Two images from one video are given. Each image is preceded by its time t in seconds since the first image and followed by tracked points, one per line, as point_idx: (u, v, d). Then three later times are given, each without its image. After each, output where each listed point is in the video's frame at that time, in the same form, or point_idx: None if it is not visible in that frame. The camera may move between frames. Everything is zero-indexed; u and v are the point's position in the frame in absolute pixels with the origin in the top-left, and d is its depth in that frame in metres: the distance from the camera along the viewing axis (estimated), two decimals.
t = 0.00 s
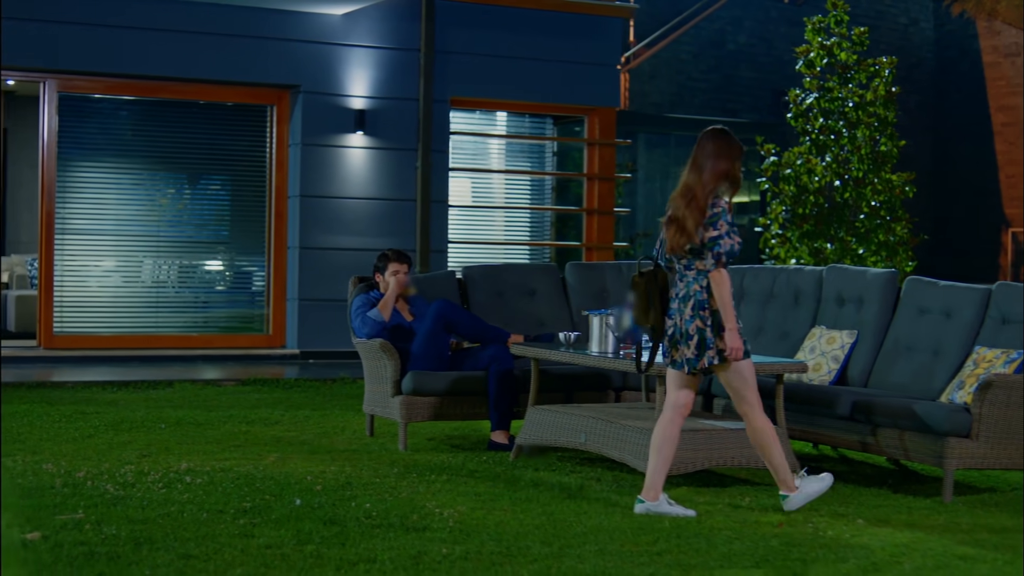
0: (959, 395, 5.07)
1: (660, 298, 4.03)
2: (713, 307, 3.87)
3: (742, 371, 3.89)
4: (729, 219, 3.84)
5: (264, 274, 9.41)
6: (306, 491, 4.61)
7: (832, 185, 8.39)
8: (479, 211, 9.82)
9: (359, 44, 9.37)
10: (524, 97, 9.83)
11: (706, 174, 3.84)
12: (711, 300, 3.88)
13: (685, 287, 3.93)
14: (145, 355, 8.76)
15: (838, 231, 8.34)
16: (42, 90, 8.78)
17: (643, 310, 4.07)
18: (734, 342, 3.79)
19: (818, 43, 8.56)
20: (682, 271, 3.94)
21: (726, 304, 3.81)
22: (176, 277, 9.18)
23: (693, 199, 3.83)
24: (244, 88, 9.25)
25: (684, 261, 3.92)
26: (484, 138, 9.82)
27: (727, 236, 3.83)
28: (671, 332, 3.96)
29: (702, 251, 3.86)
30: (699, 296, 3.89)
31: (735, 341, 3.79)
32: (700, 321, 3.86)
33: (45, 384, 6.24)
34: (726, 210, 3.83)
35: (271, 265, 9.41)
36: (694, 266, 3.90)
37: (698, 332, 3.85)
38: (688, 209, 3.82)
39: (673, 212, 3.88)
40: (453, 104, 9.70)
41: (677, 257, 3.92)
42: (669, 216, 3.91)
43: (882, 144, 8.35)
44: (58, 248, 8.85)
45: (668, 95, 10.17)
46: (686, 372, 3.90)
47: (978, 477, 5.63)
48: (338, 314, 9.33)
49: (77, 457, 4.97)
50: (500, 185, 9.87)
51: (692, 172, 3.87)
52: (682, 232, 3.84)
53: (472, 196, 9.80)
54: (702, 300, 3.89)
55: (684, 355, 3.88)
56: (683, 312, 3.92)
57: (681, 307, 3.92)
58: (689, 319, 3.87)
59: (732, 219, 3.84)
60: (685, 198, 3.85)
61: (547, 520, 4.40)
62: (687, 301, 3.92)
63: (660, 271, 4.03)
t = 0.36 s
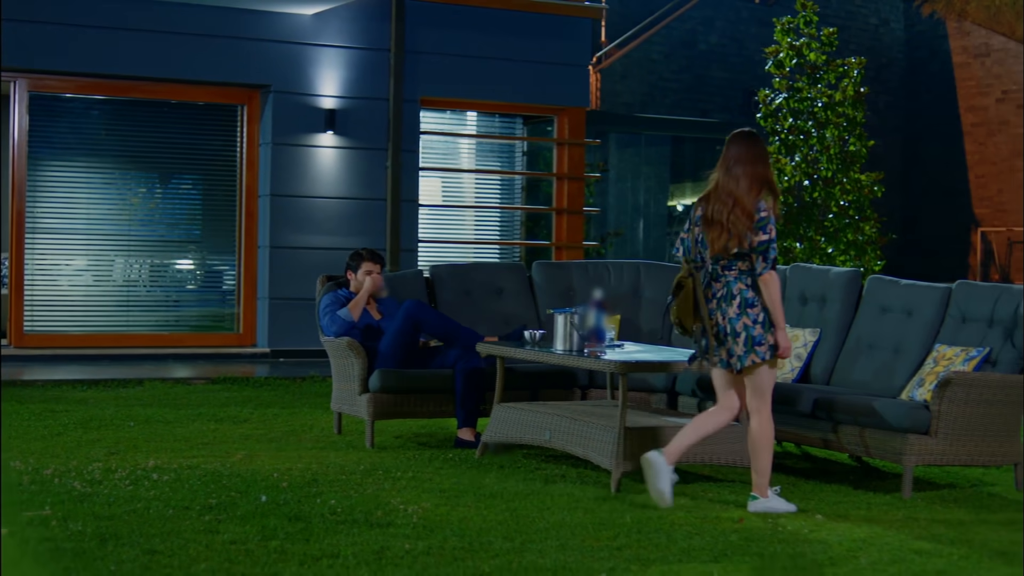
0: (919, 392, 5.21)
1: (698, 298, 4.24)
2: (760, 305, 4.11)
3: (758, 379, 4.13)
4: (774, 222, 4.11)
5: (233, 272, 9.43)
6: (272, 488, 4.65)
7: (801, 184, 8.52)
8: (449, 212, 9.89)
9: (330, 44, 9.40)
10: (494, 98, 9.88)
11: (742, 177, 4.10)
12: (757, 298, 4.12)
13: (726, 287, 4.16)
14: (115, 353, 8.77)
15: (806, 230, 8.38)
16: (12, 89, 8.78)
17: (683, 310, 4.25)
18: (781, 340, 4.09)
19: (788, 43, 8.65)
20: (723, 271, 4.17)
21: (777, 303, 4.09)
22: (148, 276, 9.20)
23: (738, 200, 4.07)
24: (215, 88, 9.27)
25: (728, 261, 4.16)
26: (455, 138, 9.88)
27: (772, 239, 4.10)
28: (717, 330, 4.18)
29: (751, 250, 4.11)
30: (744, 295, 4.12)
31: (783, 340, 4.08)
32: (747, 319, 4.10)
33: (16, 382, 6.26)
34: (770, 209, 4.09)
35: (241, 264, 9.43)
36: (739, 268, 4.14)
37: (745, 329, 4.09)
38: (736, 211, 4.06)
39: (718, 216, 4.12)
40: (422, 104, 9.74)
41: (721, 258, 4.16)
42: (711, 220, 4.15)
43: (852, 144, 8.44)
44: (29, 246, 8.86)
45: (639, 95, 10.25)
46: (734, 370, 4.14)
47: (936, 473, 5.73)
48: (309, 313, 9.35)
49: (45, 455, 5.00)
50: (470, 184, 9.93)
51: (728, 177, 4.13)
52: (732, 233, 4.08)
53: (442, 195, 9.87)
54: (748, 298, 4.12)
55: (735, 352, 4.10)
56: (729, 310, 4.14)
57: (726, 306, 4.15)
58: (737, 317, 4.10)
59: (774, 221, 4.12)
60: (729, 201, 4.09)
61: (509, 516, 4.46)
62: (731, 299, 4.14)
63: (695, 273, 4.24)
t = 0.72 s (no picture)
0: (880, 390, 5.30)
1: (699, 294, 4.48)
2: (759, 302, 4.36)
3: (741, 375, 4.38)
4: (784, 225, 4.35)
5: (205, 271, 9.44)
6: (239, 485, 4.70)
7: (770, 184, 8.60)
8: (420, 211, 9.90)
9: (301, 44, 9.43)
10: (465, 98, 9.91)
11: (749, 176, 4.32)
12: (756, 296, 4.36)
13: (729, 284, 4.40)
14: (86, 352, 8.78)
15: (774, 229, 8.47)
16: None
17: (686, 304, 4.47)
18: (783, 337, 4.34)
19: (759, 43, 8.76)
20: (727, 269, 4.41)
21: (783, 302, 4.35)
22: (119, 275, 9.23)
23: (750, 199, 4.30)
24: (186, 88, 9.29)
25: (733, 259, 4.39)
26: (426, 137, 9.91)
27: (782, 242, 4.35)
28: (718, 326, 4.44)
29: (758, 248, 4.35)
30: (746, 292, 4.36)
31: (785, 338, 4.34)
32: (747, 316, 4.35)
33: None
34: (778, 207, 4.35)
35: (211, 263, 9.42)
36: (746, 266, 4.37)
37: (745, 326, 4.34)
38: (749, 210, 4.30)
39: (729, 215, 4.34)
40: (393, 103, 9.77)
41: (728, 256, 4.39)
42: (721, 219, 4.37)
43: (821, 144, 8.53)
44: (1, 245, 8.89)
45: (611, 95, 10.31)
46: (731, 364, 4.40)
47: (897, 471, 5.81)
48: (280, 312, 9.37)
49: (14, 452, 5.02)
50: (440, 183, 9.94)
51: (738, 177, 4.34)
52: (745, 230, 4.31)
53: (412, 194, 9.89)
54: (750, 296, 4.36)
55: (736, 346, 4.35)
56: (731, 306, 4.38)
57: (728, 304, 4.39)
58: (737, 312, 4.35)
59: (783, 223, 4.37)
60: (740, 200, 4.32)
61: (473, 513, 4.51)
62: (734, 296, 4.39)
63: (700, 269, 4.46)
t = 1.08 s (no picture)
0: (843, 387, 5.37)
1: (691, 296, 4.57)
2: (751, 305, 4.48)
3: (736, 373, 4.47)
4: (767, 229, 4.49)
5: (176, 270, 9.44)
6: (205, 482, 4.74)
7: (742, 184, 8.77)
8: (390, 210, 9.96)
9: (271, 43, 9.45)
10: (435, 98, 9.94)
11: (734, 182, 4.43)
12: (748, 298, 4.48)
13: (721, 287, 4.51)
14: (57, 351, 8.79)
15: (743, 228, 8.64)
16: None
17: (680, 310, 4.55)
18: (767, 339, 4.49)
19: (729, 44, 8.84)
20: (718, 273, 4.51)
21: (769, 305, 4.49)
22: (90, 274, 9.25)
23: (736, 205, 4.41)
24: (156, 87, 9.30)
25: (724, 263, 4.50)
26: (396, 137, 9.95)
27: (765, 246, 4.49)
28: (708, 327, 4.55)
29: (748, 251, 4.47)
30: (738, 296, 4.47)
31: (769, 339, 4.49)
32: (740, 318, 4.46)
33: None
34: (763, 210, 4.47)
35: (183, 262, 9.43)
36: (735, 270, 4.49)
37: (737, 328, 4.45)
38: (737, 214, 4.40)
39: (717, 221, 4.44)
40: (364, 102, 9.80)
41: (719, 259, 4.50)
42: (709, 225, 4.46)
43: (791, 143, 8.70)
44: None
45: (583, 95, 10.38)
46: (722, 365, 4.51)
47: (860, 468, 5.89)
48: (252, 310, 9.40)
49: None
50: (412, 182, 10.02)
51: (724, 182, 4.44)
52: (735, 233, 4.42)
53: (383, 194, 9.93)
54: (741, 299, 4.48)
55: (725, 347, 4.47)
56: (721, 309, 4.50)
57: (720, 306, 4.50)
58: (728, 315, 4.46)
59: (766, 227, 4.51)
60: (728, 206, 4.43)
61: (438, 509, 4.56)
62: (725, 299, 4.49)
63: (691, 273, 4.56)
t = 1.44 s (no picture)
0: (806, 384, 5.46)
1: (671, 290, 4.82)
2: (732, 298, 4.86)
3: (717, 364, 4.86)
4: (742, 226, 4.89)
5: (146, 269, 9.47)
6: (173, 479, 4.78)
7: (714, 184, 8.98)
8: (361, 209, 10.00)
9: (242, 43, 9.47)
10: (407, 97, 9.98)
11: (710, 182, 4.78)
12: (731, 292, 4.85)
13: (704, 282, 4.82)
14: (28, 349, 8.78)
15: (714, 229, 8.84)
16: None
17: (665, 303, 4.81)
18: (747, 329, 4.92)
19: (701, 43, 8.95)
20: (701, 268, 4.83)
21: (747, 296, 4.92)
22: (62, 273, 9.25)
23: (717, 203, 4.77)
24: (127, 86, 9.32)
25: (707, 258, 4.82)
26: (367, 136, 10.01)
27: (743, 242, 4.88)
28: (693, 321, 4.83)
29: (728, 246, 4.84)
30: (723, 290, 4.83)
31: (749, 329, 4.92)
32: (728, 311, 4.83)
33: None
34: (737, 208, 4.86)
35: (154, 261, 9.48)
36: (719, 265, 4.84)
37: (727, 320, 4.82)
38: (720, 213, 4.77)
39: (700, 219, 4.77)
40: (335, 102, 9.84)
41: (703, 255, 4.81)
42: (692, 222, 4.79)
43: (761, 143, 8.89)
44: None
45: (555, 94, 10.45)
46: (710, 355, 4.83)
47: (824, 466, 5.97)
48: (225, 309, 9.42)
49: None
50: (383, 180, 10.06)
51: (703, 182, 4.77)
52: (720, 230, 4.78)
53: (355, 192, 9.97)
54: (726, 293, 4.84)
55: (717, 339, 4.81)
56: (710, 304, 4.81)
57: (707, 301, 4.81)
58: (719, 309, 4.80)
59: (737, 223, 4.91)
60: (709, 204, 4.77)
61: (403, 505, 4.62)
62: (711, 294, 4.82)
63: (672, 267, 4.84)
